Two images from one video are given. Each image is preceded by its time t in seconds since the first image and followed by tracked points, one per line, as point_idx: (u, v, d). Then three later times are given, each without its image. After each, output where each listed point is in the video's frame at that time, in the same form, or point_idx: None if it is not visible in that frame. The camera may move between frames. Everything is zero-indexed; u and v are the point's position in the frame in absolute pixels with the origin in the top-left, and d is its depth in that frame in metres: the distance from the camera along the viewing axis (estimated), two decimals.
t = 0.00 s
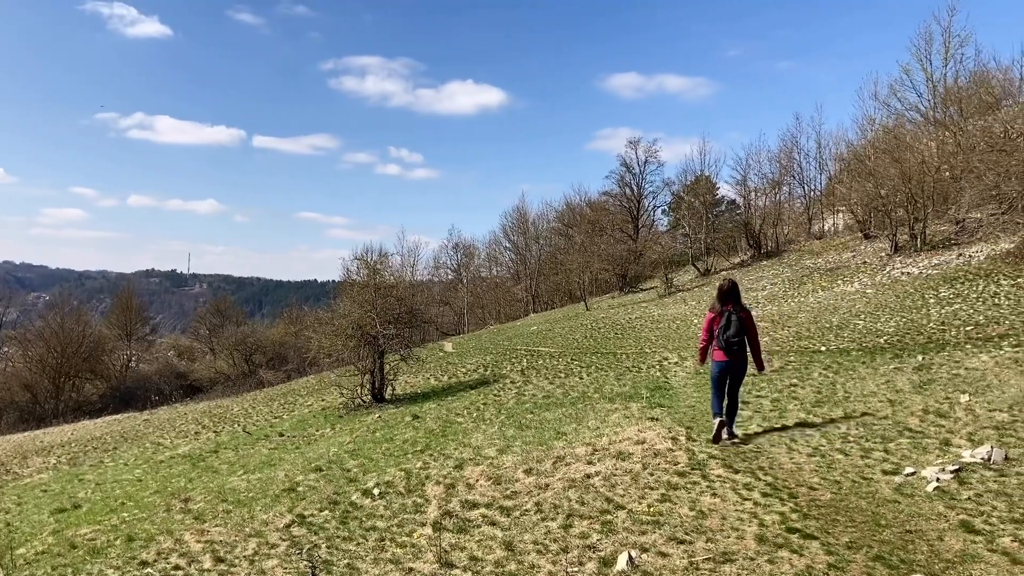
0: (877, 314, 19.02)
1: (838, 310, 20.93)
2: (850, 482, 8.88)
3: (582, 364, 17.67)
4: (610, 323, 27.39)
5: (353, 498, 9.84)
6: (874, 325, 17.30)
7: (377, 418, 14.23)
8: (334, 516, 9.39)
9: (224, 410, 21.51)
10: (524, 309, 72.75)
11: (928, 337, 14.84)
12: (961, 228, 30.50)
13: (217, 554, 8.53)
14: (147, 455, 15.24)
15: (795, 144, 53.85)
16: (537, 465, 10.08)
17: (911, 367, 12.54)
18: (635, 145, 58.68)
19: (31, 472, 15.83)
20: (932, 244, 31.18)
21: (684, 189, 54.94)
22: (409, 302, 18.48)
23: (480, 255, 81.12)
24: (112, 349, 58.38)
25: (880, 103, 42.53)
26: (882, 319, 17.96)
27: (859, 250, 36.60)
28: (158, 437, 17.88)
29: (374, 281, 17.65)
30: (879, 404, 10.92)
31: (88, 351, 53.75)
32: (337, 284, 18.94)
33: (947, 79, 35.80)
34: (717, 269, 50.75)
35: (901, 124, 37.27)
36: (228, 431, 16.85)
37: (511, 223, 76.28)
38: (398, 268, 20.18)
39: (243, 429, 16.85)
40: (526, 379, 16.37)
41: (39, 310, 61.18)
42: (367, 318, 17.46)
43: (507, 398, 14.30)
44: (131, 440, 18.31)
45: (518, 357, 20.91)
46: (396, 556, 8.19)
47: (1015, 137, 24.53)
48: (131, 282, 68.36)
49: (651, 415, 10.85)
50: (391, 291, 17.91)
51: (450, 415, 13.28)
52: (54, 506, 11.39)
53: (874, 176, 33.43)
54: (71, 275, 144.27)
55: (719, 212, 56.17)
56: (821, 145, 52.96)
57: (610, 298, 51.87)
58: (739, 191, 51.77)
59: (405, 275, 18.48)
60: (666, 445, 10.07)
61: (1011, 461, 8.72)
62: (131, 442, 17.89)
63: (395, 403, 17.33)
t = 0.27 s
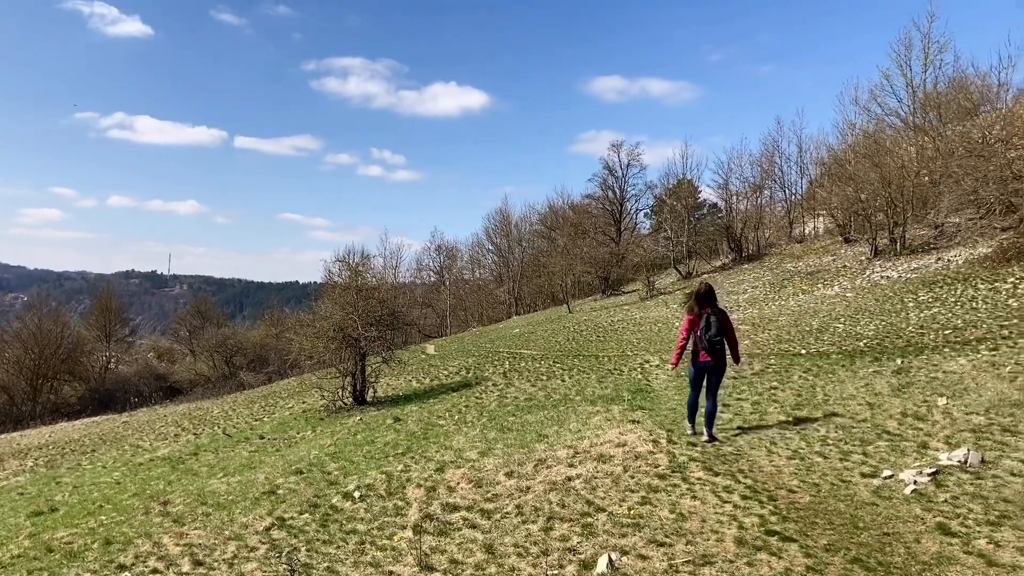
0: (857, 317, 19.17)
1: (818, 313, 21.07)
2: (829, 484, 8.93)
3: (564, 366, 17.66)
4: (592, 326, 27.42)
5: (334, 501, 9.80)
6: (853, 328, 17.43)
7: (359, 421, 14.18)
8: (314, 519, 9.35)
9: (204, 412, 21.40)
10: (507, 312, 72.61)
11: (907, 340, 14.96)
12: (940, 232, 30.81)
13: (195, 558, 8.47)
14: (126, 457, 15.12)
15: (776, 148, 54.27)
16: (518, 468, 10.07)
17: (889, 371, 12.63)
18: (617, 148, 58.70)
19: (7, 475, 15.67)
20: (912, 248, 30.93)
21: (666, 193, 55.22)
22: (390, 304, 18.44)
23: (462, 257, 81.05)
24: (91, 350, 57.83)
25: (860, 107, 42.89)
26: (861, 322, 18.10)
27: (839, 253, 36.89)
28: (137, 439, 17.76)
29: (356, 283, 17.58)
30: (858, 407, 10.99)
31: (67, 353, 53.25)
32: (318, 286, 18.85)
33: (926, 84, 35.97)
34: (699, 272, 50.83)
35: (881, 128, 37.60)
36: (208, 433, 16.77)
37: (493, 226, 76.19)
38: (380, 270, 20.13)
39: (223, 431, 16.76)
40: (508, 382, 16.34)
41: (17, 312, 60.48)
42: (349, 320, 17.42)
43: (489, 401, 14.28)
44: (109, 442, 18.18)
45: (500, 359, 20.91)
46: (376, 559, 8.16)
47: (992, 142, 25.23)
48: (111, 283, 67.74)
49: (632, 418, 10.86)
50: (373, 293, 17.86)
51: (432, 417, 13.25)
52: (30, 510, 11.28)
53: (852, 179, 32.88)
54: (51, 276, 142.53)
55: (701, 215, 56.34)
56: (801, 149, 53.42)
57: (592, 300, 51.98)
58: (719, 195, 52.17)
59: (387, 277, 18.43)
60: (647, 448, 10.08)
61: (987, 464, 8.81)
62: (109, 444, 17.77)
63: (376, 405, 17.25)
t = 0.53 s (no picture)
0: (834, 321, 19.30)
1: (795, 317, 21.19)
2: (806, 488, 8.97)
3: (544, 370, 17.64)
4: (571, 329, 27.44)
5: (312, 505, 9.76)
6: (831, 332, 17.55)
7: (337, 424, 14.13)
8: (292, 522, 9.30)
9: (182, 415, 21.25)
10: (487, 315, 72.37)
11: (883, 344, 15.10)
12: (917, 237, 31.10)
13: (172, 562, 8.39)
14: (101, 461, 15.00)
15: (755, 152, 54.66)
16: (497, 472, 10.06)
17: (866, 375, 12.74)
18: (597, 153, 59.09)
19: None
20: (889, 252, 31.78)
21: (645, 198, 55.47)
22: (370, 307, 18.38)
23: (443, 260, 80.85)
24: (67, 353, 57.10)
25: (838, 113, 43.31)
26: (838, 326, 18.26)
27: (817, 258, 37.30)
28: (112, 442, 17.60)
29: (335, 286, 17.52)
30: (834, 411, 11.05)
31: (42, 355, 52.61)
32: (297, 289, 18.76)
33: (904, 91, 36.28)
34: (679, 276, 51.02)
35: (859, 134, 37.92)
36: (185, 436, 16.67)
37: (474, 229, 76.06)
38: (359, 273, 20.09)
39: (200, 434, 16.66)
40: (487, 386, 16.30)
41: None
42: (328, 323, 17.35)
43: (468, 404, 14.26)
44: (85, 445, 18.02)
45: (479, 363, 20.89)
46: (353, 563, 8.11)
47: (969, 150, 24.85)
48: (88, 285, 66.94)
49: (611, 421, 10.87)
50: (352, 296, 17.79)
51: (410, 421, 13.22)
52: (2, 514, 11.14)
53: (831, 184, 33.90)
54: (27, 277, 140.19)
55: (681, 219, 56.22)
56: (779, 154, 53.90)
57: (572, 304, 52.02)
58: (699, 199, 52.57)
59: (367, 280, 18.39)
60: (626, 451, 10.09)
61: (961, 467, 8.91)
62: (85, 447, 17.62)
63: (355, 408, 17.17)
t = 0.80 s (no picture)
0: (810, 325, 19.45)
1: (772, 321, 21.34)
2: (781, 490, 9.02)
3: (523, 373, 17.62)
4: (551, 333, 27.46)
5: (288, 509, 9.69)
6: (807, 336, 17.67)
7: (314, 428, 14.05)
8: (268, 526, 9.23)
9: (158, 418, 21.08)
10: (467, 318, 72.20)
11: (858, 348, 15.24)
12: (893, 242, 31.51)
13: (145, 566, 8.30)
14: (75, 465, 14.84)
15: (733, 158, 55.18)
16: (475, 475, 10.04)
17: (841, 378, 12.84)
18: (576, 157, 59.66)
19: None
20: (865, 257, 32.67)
21: (625, 202, 55.73)
22: (348, 309, 18.31)
23: (421, 264, 80.70)
24: (41, 356, 56.31)
25: (816, 119, 43.83)
26: (814, 330, 18.43)
27: (793, 263, 37.70)
28: (87, 446, 17.43)
29: (313, 288, 17.46)
30: (810, 414, 11.12)
31: (15, 358, 51.89)
32: (275, 292, 18.66)
33: (879, 96, 36.39)
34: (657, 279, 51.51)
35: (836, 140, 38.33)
36: (161, 440, 16.54)
37: (452, 232, 75.71)
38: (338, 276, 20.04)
39: (176, 438, 16.53)
40: (466, 389, 16.26)
41: None
42: (305, 325, 17.26)
43: (446, 407, 14.22)
44: (58, 449, 17.83)
45: (458, 366, 20.87)
46: (329, 567, 8.06)
47: (943, 155, 24.91)
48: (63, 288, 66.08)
49: (589, 424, 10.88)
50: (330, 299, 17.72)
51: (388, 424, 13.17)
52: None
53: (809, 190, 34.90)
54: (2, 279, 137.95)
55: (658, 225, 56.97)
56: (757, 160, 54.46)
57: (551, 308, 52.07)
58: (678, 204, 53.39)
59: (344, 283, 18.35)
60: (604, 454, 10.10)
61: (934, 469, 8.99)
62: (58, 451, 17.43)
63: (333, 411, 17.09)
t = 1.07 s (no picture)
0: (785, 330, 19.63)
1: (747, 326, 21.51)
2: (754, 495, 9.08)
3: (500, 377, 17.60)
4: (528, 337, 27.52)
5: (262, 514, 9.63)
6: (781, 341, 17.82)
7: (289, 432, 13.99)
8: (241, 532, 9.16)
9: (131, 423, 20.89)
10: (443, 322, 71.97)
11: (832, 353, 15.40)
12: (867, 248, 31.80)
13: (115, 573, 8.20)
14: (46, 469, 14.67)
15: (709, 164, 55.82)
16: (450, 480, 10.01)
17: (815, 383, 12.96)
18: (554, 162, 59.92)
19: None
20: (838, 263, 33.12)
21: (603, 207, 56.04)
22: (324, 314, 18.25)
23: (398, 268, 80.50)
24: (13, 359, 55.45)
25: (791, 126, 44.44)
26: (789, 335, 18.61)
27: (768, 268, 38.11)
28: (58, 450, 17.24)
29: (289, 292, 17.42)
30: (784, 419, 11.20)
31: None
32: (251, 295, 18.57)
33: (853, 104, 36.93)
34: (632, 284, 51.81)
35: (811, 146, 38.78)
36: (134, 444, 16.41)
37: (429, 236, 75.30)
38: (315, 279, 20.00)
39: (149, 442, 16.39)
40: (442, 393, 16.23)
41: None
42: (281, 329, 17.19)
43: (423, 412, 14.18)
44: (29, 454, 17.63)
45: (435, 371, 20.85)
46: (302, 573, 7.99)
47: (915, 163, 26.46)
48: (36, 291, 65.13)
49: (565, 428, 10.89)
50: (306, 302, 17.65)
51: (364, 429, 13.12)
52: None
53: (783, 196, 35.25)
54: None
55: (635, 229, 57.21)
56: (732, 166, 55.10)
57: (529, 312, 52.08)
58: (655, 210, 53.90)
59: (321, 287, 18.30)
60: (579, 459, 10.11)
61: (905, 473, 9.09)
62: (29, 456, 17.24)
63: (309, 416, 17.01)
